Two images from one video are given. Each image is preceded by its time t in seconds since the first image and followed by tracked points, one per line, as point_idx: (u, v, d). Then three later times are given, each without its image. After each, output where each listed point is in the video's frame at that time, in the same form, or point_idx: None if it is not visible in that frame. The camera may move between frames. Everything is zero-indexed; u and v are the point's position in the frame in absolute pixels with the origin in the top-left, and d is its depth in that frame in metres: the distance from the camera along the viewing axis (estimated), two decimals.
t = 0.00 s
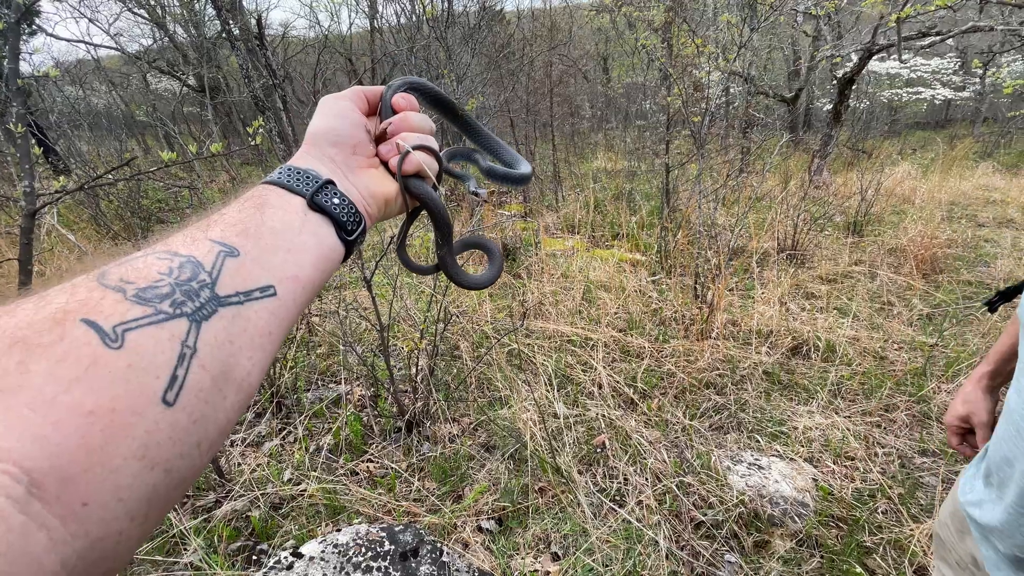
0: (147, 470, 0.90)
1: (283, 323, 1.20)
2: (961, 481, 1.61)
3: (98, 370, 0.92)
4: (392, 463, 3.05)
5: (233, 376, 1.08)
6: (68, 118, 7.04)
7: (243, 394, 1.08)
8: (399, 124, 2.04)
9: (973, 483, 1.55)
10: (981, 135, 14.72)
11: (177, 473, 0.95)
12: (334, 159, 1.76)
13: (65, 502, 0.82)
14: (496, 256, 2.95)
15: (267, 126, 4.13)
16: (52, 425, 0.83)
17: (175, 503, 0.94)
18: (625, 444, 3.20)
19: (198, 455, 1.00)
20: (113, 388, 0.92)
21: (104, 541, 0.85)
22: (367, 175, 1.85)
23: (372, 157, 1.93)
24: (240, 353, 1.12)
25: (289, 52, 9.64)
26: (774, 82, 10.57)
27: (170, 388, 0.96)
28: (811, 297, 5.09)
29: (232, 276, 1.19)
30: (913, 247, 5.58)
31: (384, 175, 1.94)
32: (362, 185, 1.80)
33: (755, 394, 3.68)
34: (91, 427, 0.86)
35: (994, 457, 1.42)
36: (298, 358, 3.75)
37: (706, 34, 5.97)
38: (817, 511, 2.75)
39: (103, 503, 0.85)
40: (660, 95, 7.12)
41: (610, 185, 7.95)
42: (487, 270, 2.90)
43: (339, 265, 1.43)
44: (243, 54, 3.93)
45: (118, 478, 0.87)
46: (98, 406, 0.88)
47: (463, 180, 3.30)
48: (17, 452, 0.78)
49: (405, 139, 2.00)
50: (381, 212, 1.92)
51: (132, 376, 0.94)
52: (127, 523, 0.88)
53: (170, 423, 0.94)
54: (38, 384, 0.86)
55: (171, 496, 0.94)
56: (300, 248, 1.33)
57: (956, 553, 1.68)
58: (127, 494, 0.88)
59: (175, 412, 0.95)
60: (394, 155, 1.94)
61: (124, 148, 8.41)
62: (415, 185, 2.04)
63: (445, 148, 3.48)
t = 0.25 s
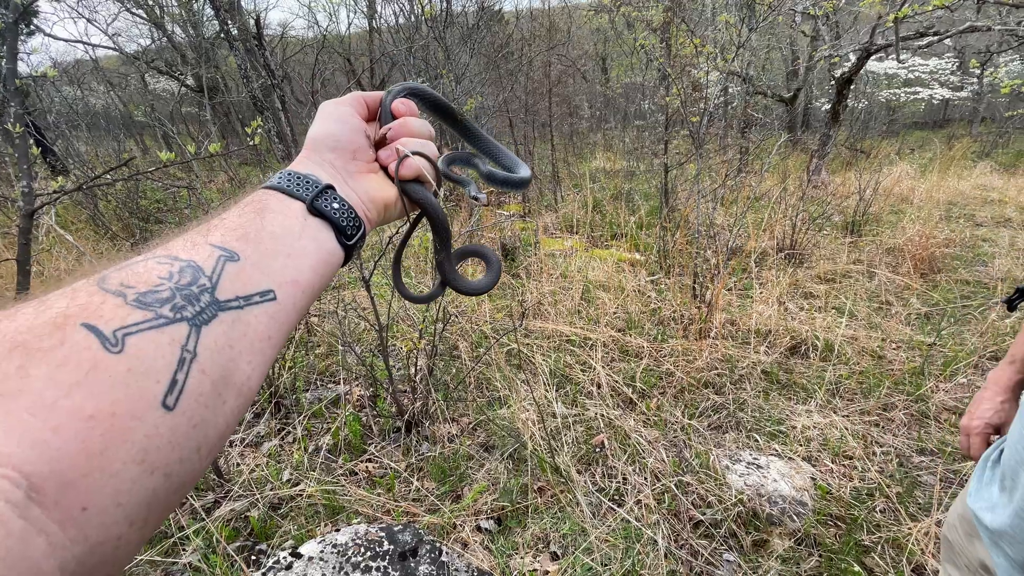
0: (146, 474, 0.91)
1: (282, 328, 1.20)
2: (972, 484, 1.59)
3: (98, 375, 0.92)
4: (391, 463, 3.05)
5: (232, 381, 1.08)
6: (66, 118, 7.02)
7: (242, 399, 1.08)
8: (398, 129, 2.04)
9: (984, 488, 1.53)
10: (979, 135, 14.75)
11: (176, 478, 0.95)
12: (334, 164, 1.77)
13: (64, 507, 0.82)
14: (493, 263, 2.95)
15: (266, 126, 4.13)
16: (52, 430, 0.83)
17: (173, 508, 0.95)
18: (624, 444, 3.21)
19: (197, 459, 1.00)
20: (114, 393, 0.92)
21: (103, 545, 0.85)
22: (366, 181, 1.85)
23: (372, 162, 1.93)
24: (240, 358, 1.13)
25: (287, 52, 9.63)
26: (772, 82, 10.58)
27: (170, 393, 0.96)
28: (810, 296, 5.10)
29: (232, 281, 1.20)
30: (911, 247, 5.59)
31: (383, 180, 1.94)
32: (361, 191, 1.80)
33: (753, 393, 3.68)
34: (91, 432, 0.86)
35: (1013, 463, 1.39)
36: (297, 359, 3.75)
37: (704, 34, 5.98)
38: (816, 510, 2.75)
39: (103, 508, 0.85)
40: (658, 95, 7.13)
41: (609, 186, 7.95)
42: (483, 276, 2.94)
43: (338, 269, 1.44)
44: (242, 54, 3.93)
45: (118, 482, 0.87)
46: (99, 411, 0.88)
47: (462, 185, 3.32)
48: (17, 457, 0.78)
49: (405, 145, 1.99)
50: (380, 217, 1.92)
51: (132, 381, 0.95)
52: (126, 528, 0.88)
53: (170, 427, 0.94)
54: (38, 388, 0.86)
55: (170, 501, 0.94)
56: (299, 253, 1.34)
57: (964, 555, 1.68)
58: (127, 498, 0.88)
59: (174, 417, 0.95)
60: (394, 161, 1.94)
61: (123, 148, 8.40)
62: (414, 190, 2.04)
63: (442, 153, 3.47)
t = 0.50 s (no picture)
0: (142, 477, 0.91)
1: (279, 330, 1.20)
2: (982, 496, 1.54)
3: (95, 377, 0.92)
4: (390, 463, 3.05)
5: (229, 383, 1.08)
6: (64, 118, 7.01)
7: (239, 401, 1.08)
8: (396, 131, 2.04)
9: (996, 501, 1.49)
10: (977, 134, 14.78)
11: (173, 480, 0.95)
12: (332, 166, 1.77)
13: (60, 510, 0.81)
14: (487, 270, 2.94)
15: (264, 126, 4.13)
16: (46, 432, 0.83)
17: (170, 511, 0.94)
18: (623, 443, 3.21)
19: (194, 462, 1.00)
20: (110, 396, 0.92)
21: (100, 549, 0.85)
22: (364, 183, 1.86)
23: (370, 163, 1.93)
24: (237, 360, 1.13)
25: (286, 52, 9.62)
26: (771, 82, 10.59)
27: (167, 395, 0.96)
28: (808, 296, 5.11)
29: (230, 283, 1.20)
30: (910, 247, 5.60)
31: (381, 182, 1.94)
32: (359, 192, 1.81)
33: (752, 392, 3.68)
34: (87, 434, 0.86)
35: None
36: (295, 359, 3.74)
37: (703, 34, 5.98)
38: (815, 509, 2.76)
39: (99, 510, 0.85)
40: (657, 95, 7.14)
41: (608, 186, 7.95)
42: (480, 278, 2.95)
43: (336, 271, 1.44)
44: (240, 54, 3.93)
45: (114, 485, 0.87)
46: (95, 413, 0.88)
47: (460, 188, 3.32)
48: (13, 460, 0.78)
49: (404, 147, 2.00)
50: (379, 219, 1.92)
51: (129, 384, 0.95)
52: (122, 530, 0.88)
53: (166, 430, 0.94)
54: (34, 391, 0.86)
55: (167, 504, 0.94)
56: (297, 254, 1.34)
57: (969, 562, 1.67)
58: (123, 501, 0.88)
59: (171, 419, 0.95)
60: (392, 163, 1.96)
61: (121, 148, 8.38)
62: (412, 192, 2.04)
63: (439, 155, 3.47)
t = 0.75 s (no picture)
0: (140, 473, 0.90)
1: (277, 327, 1.20)
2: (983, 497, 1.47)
3: (92, 373, 0.92)
4: (390, 463, 3.05)
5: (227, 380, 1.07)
6: (63, 118, 7.00)
7: (237, 398, 1.08)
8: (394, 128, 2.03)
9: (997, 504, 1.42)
10: (975, 135, 14.80)
11: (171, 477, 0.95)
12: (330, 162, 1.77)
13: (57, 506, 0.81)
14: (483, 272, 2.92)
15: (263, 126, 4.12)
16: (43, 428, 0.83)
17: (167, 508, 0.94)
18: (622, 443, 3.21)
19: (192, 459, 0.99)
20: (108, 392, 0.92)
21: (97, 545, 0.85)
22: (363, 179, 1.85)
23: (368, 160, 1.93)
24: (235, 357, 1.12)
25: (286, 52, 9.62)
26: (770, 82, 10.60)
27: (165, 391, 0.96)
28: (808, 296, 5.11)
29: (228, 280, 1.20)
30: (908, 246, 5.60)
31: (380, 179, 1.94)
32: (358, 189, 1.80)
33: (751, 392, 3.68)
34: (83, 430, 0.86)
35: None
36: (294, 359, 3.74)
37: (702, 34, 5.98)
38: (814, 508, 2.75)
39: (96, 507, 0.85)
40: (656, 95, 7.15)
41: (608, 185, 7.95)
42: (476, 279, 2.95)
43: (334, 268, 1.44)
44: (239, 53, 3.92)
45: (111, 481, 0.86)
46: (92, 409, 0.88)
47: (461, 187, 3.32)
48: (10, 456, 0.78)
49: (401, 144, 2.00)
50: (378, 216, 1.92)
51: (126, 380, 0.95)
52: (120, 527, 0.88)
53: (164, 426, 0.94)
54: (31, 386, 0.86)
55: (164, 500, 0.94)
56: (295, 251, 1.33)
57: (938, 550, 1.63)
58: (120, 497, 0.87)
59: (169, 415, 0.95)
60: (389, 159, 1.96)
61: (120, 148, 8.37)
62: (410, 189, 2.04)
63: (439, 152, 3.46)
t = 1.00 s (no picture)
0: (132, 490, 0.90)
1: (275, 339, 1.20)
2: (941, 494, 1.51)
3: (86, 387, 0.91)
4: (388, 465, 3.04)
5: (223, 393, 1.07)
6: (62, 118, 6.99)
7: (232, 411, 1.08)
8: (397, 137, 2.00)
9: (954, 501, 1.46)
10: (974, 135, 14.83)
11: (163, 492, 0.95)
12: (331, 172, 1.76)
13: (48, 523, 0.81)
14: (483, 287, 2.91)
15: (262, 127, 4.11)
16: (35, 443, 0.83)
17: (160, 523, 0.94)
18: (622, 444, 3.20)
19: (186, 473, 0.99)
20: (103, 406, 0.92)
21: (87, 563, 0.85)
22: (364, 189, 1.84)
23: (369, 169, 1.92)
24: (232, 369, 1.12)
25: (285, 52, 9.60)
26: (769, 82, 10.60)
27: (159, 406, 0.96)
28: (807, 296, 5.11)
29: (225, 290, 1.19)
30: (908, 247, 5.60)
31: (381, 188, 1.92)
32: (358, 199, 1.79)
33: (750, 393, 3.68)
34: (74, 446, 0.85)
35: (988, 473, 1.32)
36: (293, 360, 3.73)
37: (701, 34, 5.98)
38: (814, 510, 2.75)
39: (88, 525, 0.85)
40: (655, 95, 7.14)
41: (607, 186, 7.94)
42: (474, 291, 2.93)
43: (333, 278, 1.43)
44: (237, 53, 3.91)
45: (104, 498, 0.86)
46: (85, 424, 0.88)
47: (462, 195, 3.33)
48: None
49: (404, 153, 1.98)
50: (378, 226, 1.90)
51: (120, 395, 0.94)
52: (112, 545, 0.87)
53: (157, 441, 0.94)
54: (24, 400, 0.86)
55: (157, 516, 0.94)
56: (294, 261, 1.33)
57: (904, 551, 1.64)
58: (111, 514, 0.87)
59: (162, 430, 0.95)
60: (392, 169, 1.93)
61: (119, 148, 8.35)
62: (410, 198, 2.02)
63: (441, 160, 3.47)
